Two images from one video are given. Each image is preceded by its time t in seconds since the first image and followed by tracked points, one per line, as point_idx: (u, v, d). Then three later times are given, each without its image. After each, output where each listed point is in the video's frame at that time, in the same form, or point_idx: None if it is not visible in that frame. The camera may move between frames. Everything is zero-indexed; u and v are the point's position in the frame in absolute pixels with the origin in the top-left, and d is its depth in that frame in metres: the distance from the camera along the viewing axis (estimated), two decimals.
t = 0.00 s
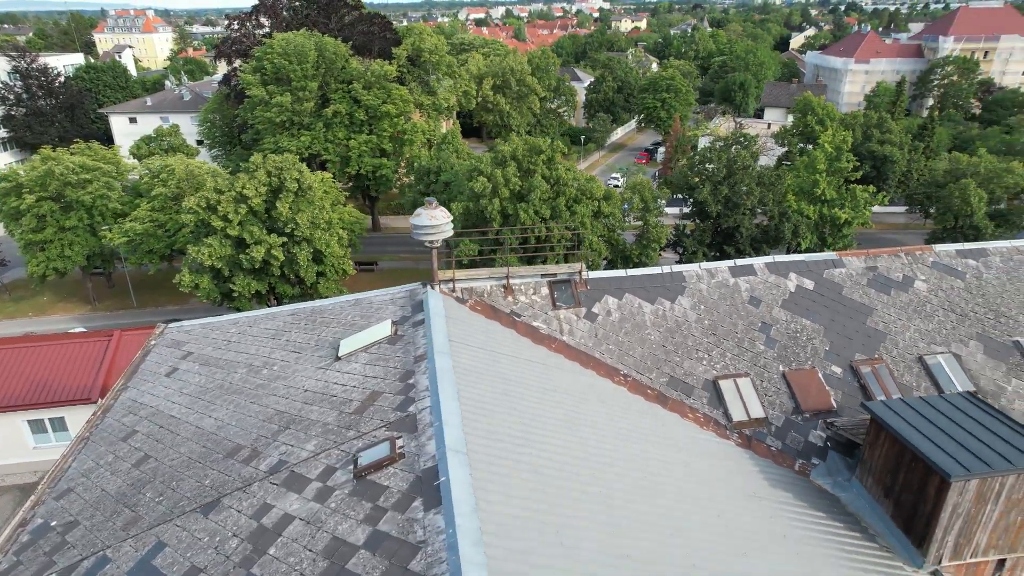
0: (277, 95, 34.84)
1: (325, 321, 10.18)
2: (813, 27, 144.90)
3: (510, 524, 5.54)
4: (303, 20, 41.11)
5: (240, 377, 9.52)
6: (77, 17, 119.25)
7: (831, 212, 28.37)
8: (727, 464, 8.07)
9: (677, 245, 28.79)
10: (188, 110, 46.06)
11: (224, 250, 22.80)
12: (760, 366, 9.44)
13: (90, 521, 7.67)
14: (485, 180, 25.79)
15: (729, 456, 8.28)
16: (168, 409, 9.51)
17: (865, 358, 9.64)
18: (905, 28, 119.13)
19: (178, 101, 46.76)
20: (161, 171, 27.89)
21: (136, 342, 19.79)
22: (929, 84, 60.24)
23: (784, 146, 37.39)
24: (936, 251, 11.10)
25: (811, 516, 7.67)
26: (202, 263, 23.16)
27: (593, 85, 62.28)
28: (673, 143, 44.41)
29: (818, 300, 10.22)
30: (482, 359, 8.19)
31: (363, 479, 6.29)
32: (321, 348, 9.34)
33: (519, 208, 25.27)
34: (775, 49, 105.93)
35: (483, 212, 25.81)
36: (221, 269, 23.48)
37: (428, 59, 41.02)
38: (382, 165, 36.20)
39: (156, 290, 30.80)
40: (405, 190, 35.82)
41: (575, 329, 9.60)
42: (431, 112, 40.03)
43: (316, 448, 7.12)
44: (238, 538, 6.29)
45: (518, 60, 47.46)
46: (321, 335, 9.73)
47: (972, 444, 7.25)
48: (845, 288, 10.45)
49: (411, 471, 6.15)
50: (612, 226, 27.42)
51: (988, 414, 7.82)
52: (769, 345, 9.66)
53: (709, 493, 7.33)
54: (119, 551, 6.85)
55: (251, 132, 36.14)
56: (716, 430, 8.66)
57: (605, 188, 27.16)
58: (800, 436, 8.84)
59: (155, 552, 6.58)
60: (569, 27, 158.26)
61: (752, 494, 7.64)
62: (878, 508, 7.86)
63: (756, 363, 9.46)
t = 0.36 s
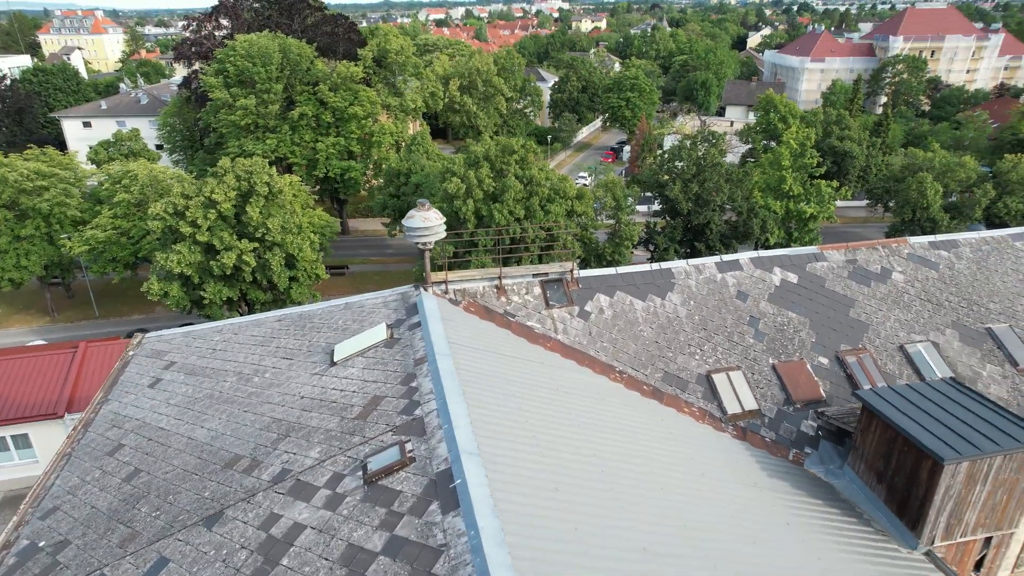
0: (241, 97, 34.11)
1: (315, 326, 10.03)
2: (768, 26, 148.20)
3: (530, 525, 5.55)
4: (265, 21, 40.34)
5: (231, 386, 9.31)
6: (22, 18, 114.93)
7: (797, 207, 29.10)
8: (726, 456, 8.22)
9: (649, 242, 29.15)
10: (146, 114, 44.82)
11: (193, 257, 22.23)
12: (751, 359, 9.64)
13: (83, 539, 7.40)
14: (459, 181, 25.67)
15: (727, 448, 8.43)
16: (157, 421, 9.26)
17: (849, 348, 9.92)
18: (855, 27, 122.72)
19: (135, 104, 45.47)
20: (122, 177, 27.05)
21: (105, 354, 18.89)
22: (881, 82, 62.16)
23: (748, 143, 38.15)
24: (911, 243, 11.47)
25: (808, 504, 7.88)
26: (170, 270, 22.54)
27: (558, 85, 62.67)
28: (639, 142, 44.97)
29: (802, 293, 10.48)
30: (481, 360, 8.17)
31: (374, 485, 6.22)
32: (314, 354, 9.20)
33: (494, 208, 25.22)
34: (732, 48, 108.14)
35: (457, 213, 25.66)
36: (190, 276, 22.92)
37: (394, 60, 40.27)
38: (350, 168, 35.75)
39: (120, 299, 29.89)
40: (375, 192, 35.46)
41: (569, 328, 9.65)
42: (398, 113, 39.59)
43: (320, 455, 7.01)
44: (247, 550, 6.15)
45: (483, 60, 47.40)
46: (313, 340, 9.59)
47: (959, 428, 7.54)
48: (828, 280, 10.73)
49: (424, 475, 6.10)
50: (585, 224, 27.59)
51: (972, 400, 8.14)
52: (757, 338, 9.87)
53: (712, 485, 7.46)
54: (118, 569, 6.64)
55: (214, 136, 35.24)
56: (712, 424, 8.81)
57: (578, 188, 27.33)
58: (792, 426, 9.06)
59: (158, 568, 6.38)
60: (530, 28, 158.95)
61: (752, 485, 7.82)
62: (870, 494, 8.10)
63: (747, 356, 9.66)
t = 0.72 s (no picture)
0: (203, 100, 33.31)
1: (305, 332, 9.86)
2: (724, 25, 151.30)
3: (549, 526, 5.57)
4: (224, 22, 39.41)
5: (221, 395, 9.10)
6: None
7: (763, 203, 29.78)
8: (724, 448, 8.37)
9: (621, 240, 29.48)
10: (101, 118, 43.45)
11: (161, 264, 21.63)
12: (741, 352, 9.82)
13: (76, 559, 7.15)
14: (432, 182, 25.47)
15: (724, 440, 8.58)
16: (144, 434, 8.98)
17: (833, 339, 10.20)
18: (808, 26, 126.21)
19: (89, 108, 44.04)
20: (81, 183, 26.14)
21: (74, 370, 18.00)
22: (836, 80, 63.87)
23: (713, 141, 38.86)
24: (886, 236, 11.84)
25: (804, 491, 8.08)
26: (137, 278, 21.88)
27: (522, 85, 62.90)
28: (606, 141, 45.43)
29: (786, 286, 10.73)
30: (481, 361, 8.15)
31: (386, 490, 6.15)
32: (308, 360, 9.04)
33: (468, 208, 25.12)
34: (691, 47, 110.10)
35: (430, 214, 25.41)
36: (158, 285, 22.30)
37: (359, 61, 39.61)
38: (317, 171, 35.22)
39: (80, 310, 28.89)
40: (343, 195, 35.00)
41: (562, 326, 9.69)
42: (364, 115, 39.09)
43: (325, 463, 6.89)
44: (258, 562, 6.01)
45: (448, 61, 47.22)
46: (304, 346, 9.43)
47: (947, 413, 7.81)
48: (810, 273, 11.00)
49: (437, 478, 6.06)
50: (559, 224, 27.70)
51: (954, 385, 8.45)
52: (746, 331, 10.07)
53: (714, 478, 7.59)
54: None
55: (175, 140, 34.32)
56: (707, 417, 8.96)
57: (550, 187, 27.45)
58: (783, 417, 9.26)
59: None
60: (490, 28, 159.19)
61: (751, 475, 7.97)
62: (862, 480, 8.34)
63: (737, 349, 9.84)
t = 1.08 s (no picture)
0: (166, 103, 32.46)
1: (298, 337, 9.71)
2: (684, 25, 153.66)
3: (570, 523, 5.60)
4: (185, 23, 38.47)
5: (215, 404, 8.90)
6: None
7: (733, 199, 30.38)
8: (724, 441, 8.51)
9: (595, 239, 29.72)
10: (57, 122, 42.03)
11: (131, 272, 21.01)
12: (733, 346, 10.01)
13: None
14: (407, 184, 25.19)
15: (723, 433, 8.73)
16: (136, 447, 8.73)
17: (820, 331, 10.47)
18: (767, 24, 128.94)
19: (44, 112, 42.54)
20: (40, 189, 25.20)
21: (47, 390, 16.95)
22: (794, 78, 65.43)
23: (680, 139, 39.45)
24: (864, 229, 12.19)
25: (803, 479, 8.26)
26: (105, 287, 21.20)
27: (489, 86, 62.90)
28: (575, 140, 45.75)
29: (773, 280, 10.97)
30: (484, 362, 8.13)
31: (402, 494, 6.09)
32: (304, 365, 8.90)
33: (444, 209, 24.97)
34: (653, 46, 111.58)
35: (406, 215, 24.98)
36: (127, 293, 21.69)
37: (326, 62, 38.80)
38: (286, 174, 34.58)
39: (41, 321, 27.88)
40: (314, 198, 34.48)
41: (558, 325, 9.73)
42: (332, 116, 38.26)
43: (334, 470, 6.79)
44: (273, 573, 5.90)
45: (416, 62, 46.96)
46: (299, 351, 9.28)
47: (936, 399, 8.09)
48: (795, 267, 11.26)
49: (453, 480, 6.04)
50: (534, 223, 27.79)
51: (941, 372, 8.75)
52: (737, 325, 10.27)
53: (718, 470, 7.72)
54: None
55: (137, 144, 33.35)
56: (705, 410, 9.10)
57: (525, 188, 27.52)
58: (777, 408, 9.47)
59: None
60: (452, 28, 158.81)
61: (752, 466, 8.13)
62: (857, 467, 8.57)
63: (729, 343, 10.02)
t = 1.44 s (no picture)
0: (126, 106, 31.50)
1: (291, 343, 9.55)
2: (644, 24, 155.58)
3: (590, 519, 5.64)
4: (143, 24, 37.35)
5: (209, 413, 8.69)
6: None
7: (703, 196, 30.90)
8: (722, 432, 8.66)
9: (568, 237, 29.86)
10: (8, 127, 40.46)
11: (97, 281, 20.35)
12: (724, 340, 10.20)
13: None
14: (381, 186, 24.80)
15: (720, 425, 8.88)
16: (127, 459, 8.48)
17: (805, 322, 10.74)
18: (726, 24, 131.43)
19: None
20: None
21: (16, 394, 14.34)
22: (754, 76, 66.80)
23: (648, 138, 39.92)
24: (842, 223, 12.54)
25: (799, 467, 8.47)
26: (70, 297, 20.47)
27: (454, 86, 62.68)
28: (544, 140, 45.92)
29: (758, 275, 11.21)
30: (486, 361, 8.11)
31: (418, 497, 6.05)
32: (301, 371, 8.76)
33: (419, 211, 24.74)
34: (615, 46, 112.73)
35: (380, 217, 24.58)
36: (94, 303, 21.02)
37: (291, 64, 38.18)
38: (253, 178, 33.92)
39: None
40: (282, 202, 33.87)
41: (554, 323, 9.76)
42: (298, 118, 37.66)
43: (343, 474, 6.70)
44: None
45: (382, 63, 46.51)
46: (294, 357, 9.13)
47: (924, 385, 8.37)
48: (778, 261, 11.53)
49: (470, 480, 6.02)
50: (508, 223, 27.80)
51: (925, 359, 9.05)
52: (726, 319, 10.46)
53: (721, 461, 7.85)
54: None
55: (95, 148, 32.28)
56: (701, 403, 9.26)
57: (499, 188, 27.48)
58: (769, 399, 9.67)
59: None
60: (413, 28, 157.78)
61: (751, 455, 8.30)
62: (849, 453, 8.82)
63: (720, 337, 10.21)
